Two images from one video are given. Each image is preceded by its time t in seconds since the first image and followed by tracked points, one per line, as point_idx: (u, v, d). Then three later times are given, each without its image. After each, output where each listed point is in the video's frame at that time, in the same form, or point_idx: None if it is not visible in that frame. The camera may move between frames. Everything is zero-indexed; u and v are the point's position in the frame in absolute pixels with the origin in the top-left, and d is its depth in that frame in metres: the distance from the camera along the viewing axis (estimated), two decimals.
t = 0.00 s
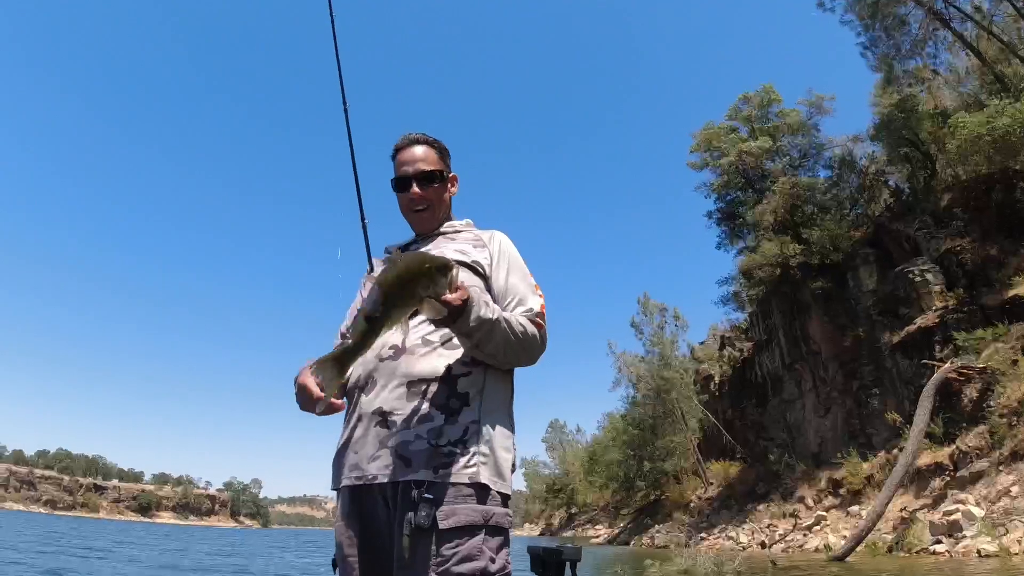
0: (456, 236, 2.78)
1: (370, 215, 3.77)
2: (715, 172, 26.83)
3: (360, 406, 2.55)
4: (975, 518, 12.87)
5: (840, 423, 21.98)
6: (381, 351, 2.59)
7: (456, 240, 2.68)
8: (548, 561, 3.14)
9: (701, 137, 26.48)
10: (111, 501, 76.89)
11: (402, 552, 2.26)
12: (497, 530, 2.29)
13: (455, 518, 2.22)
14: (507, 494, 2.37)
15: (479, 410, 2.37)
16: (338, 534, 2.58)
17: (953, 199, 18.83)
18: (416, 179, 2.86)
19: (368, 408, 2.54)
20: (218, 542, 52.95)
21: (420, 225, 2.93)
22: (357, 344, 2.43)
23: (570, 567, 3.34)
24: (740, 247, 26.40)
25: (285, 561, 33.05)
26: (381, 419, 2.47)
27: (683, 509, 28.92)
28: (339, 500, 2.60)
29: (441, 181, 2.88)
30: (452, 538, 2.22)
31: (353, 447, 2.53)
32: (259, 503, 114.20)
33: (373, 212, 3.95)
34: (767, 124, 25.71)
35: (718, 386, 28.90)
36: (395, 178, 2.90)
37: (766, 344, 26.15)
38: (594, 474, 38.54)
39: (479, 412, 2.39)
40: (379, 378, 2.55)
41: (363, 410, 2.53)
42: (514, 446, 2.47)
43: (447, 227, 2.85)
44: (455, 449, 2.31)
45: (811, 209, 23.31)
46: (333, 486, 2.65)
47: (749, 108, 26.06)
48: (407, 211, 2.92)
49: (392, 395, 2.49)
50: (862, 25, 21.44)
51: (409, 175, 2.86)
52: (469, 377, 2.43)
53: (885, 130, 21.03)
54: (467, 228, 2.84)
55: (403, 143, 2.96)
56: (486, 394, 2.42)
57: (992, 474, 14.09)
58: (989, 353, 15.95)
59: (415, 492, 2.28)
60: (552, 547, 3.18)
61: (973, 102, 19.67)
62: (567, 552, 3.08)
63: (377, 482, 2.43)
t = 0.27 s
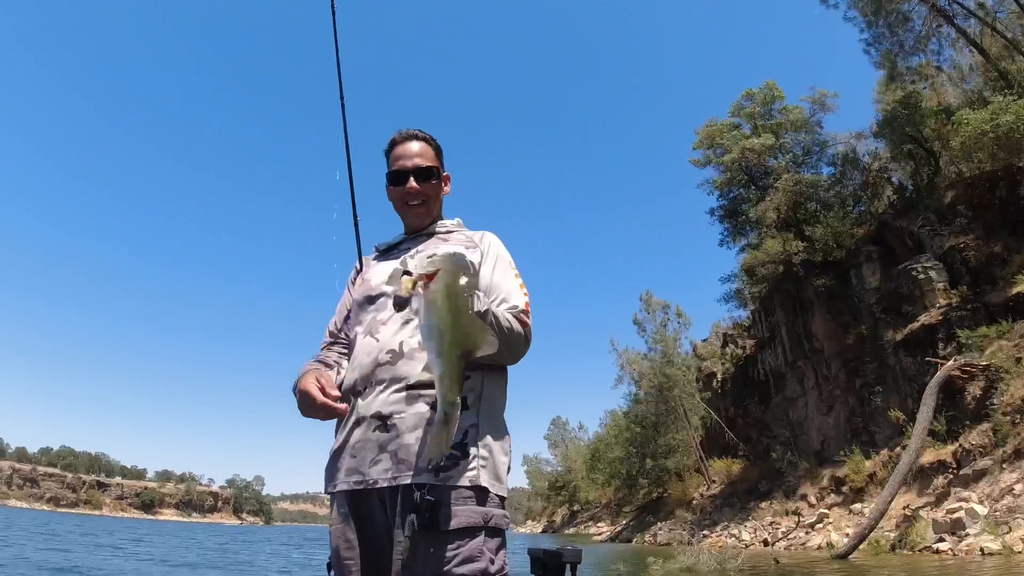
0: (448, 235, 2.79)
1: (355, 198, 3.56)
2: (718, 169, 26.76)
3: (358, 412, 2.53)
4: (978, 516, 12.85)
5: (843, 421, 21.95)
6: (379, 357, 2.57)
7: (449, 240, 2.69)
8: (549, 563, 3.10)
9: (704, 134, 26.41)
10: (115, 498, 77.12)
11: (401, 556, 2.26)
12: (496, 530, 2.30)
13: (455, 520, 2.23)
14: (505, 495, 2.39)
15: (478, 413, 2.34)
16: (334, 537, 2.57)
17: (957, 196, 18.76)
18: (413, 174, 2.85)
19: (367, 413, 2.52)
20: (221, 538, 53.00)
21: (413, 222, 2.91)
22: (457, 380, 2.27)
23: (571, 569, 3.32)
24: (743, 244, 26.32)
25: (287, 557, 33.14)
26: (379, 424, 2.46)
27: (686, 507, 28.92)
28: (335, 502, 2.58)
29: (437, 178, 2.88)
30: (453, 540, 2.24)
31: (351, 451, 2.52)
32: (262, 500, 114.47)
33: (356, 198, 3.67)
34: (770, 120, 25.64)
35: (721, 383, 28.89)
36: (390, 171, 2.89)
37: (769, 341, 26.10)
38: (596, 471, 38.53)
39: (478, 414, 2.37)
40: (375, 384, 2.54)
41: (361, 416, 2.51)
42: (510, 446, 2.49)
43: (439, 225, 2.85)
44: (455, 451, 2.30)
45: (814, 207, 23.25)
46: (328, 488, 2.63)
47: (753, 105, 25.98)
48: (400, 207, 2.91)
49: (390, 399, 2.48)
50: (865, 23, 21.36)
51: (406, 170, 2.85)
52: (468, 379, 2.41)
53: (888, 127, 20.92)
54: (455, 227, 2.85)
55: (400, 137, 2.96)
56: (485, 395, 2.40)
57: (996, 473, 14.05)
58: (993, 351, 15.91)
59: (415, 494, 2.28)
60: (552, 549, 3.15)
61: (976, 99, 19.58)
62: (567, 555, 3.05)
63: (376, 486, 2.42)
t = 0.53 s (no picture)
0: (439, 236, 2.87)
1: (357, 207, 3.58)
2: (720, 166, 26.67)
3: (353, 417, 2.57)
4: (981, 513, 12.84)
5: (845, 418, 21.93)
6: (373, 360, 2.61)
7: (440, 243, 2.78)
8: (549, 563, 3.09)
9: (705, 131, 26.33)
10: (117, 496, 77.04)
11: (397, 558, 2.33)
12: (488, 531, 2.44)
13: (450, 521, 2.37)
14: (496, 497, 2.54)
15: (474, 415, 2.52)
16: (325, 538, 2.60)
17: (960, 193, 18.77)
18: (405, 172, 2.88)
19: (362, 416, 2.57)
20: (223, 537, 52.86)
21: (405, 220, 2.94)
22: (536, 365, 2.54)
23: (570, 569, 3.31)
24: (744, 240, 26.25)
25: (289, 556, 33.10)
26: (374, 427, 2.52)
27: (688, 504, 28.92)
28: (327, 505, 2.62)
29: (427, 177, 2.91)
30: (448, 540, 2.36)
31: (347, 453, 2.57)
32: (264, 498, 114.48)
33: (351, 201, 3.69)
34: (772, 117, 25.55)
35: (723, 380, 28.94)
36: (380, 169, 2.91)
37: (770, 338, 26.06)
38: (598, 469, 38.53)
39: (472, 417, 2.54)
40: (371, 387, 2.59)
41: (357, 419, 2.56)
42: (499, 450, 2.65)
43: (430, 225, 2.92)
44: (452, 454, 2.45)
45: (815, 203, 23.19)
46: (321, 490, 2.67)
47: (754, 101, 25.88)
48: (390, 204, 2.93)
49: (385, 403, 2.54)
50: (866, 19, 21.23)
51: (400, 168, 2.87)
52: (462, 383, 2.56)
53: (891, 123, 20.81)
54: (446, 226, 2.93)
55: (392, 134, 2.97)
56: (478, 398, 2.57)
57: (998, 470, 14.03)
58: (995, 348, 15.87)
59: (411, 495, 2.38)
60: (552, 549, 3.14)
61: (979, 95, 19.51)
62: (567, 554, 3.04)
63: (371, 489, 2.49)
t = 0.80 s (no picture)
0: (435, 239, 2.88)
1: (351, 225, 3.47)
2: (721, 164, 26.65)
3: (347, 415, 2.56)
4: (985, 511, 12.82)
5: (847, 416, 21.92)
6: (369, 361, 2.62)
7: (437, 247, 2.81)
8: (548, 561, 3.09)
9: (706, 128, 26.32)
10: (120, 495, 77.13)
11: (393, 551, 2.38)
12: (480, 529, 2.46)
13: (446, 518, 2.40)
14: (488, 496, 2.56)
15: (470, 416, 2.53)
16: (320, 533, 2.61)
17: (962, 190, 18.79)
18: (405, 175, 2.88)
19: (356, 414, 2.56)
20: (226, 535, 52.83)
21: (403, 222, 2.95)
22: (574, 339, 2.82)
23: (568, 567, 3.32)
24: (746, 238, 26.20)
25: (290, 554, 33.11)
26: (368, 426, 2.52)
27: (690, 502, 28.91)
28: (322, 501, 2.63)
29: (426, 181, 2.91)
30: (442, 537, 2.39)
31: (341, 451, 2.56)
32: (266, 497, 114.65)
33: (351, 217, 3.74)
34: (773, 115, 25.51)
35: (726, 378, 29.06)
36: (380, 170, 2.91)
37: (772, 336, 26.04)
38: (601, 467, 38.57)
39: (466, 417, 2.55)
40: (365, 387, 2.60)
41: (351, 417, 2.55)
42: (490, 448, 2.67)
43: (428, 228, 2.94)
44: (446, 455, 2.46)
45: (818, 201, 23.16)
46: (316, 486, 2.68)
47: (756, 99, 25.86)
48: (388, 206, 2.94)
49: (380, 402, 2.54)
50: (869, 16, 21.31)
51: (402, 172, 2.88)
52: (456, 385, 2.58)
53: (893, 120, 20.76)
54: (443, 229, 2.95)
55: (391, 137, 2.97)
56: (471, 399, 2.59)
57: (1001, 467, 14.00)
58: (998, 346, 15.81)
59: (405, 493, 2.39)
60: (551, 546, 3.14)
61: (981, 93, 19.48)
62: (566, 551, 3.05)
63: (366, 487, 2.50)
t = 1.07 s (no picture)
0: (440, 243, 2.88)
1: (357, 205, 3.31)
2: (724, 163, 26.62)
3: (349, 412, 2.54)
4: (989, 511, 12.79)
5: (851, 415, 21.90)
6: (371, 360, 2.61)
7: (441, 251, 2.80)
8: (547, 555, 3.10)
9: (709, 127, 26.31)
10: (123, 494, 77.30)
11: (393, 546, 2.36)
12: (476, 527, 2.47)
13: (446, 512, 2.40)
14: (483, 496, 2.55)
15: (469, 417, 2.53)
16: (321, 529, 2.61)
17: (965, 189, 18.77)
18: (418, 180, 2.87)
19: (357, 413, 2.55)
20: (229, 535, 52.86)
21: (410, 226, 2.93)
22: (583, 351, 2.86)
23: (568, 563, 3.33)
24: (750, 237, 26.13)
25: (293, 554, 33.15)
26: (369, 424, 2.51)
27: (693, 502, 28.88)
28: (322, 497, 2.62)
29: (437, 187, 2.90)
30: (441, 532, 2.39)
31: (342, 448, 2.55)
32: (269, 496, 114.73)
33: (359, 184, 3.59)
34: (776, 114, 25.47)
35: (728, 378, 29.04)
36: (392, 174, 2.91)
37: (776, 335, 26.01)
38: (604, 467, 38.57)
39: (466, 417, 2.55)
40: (367, 386, 2.59)
41: (352, 414, 2.53)
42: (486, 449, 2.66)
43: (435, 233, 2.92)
44: (445, 454, 2.45)
45: (821, 200, 23.12)
46: (317, 482, 2.67)
47: (759, 98, 25.83)
48: (397, 210, 2.93)
49: (381, 402, 2.53)
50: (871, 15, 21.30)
51: (418, 178, 2.86)
52: (456, 386, 2.58)
53: (897, 119, 20.72)
54: (448, 234, 2.94)
55: (402, 143, 2.96)
56: (471, 400, 2.60)
57: (1005, 467, 13.96)
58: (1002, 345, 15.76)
59: (406, 489, 2.40)
60: (550, 541, 3.15)
61: (984, 92, 19.43)
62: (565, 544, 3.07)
63: (366, 483, 2.49)
